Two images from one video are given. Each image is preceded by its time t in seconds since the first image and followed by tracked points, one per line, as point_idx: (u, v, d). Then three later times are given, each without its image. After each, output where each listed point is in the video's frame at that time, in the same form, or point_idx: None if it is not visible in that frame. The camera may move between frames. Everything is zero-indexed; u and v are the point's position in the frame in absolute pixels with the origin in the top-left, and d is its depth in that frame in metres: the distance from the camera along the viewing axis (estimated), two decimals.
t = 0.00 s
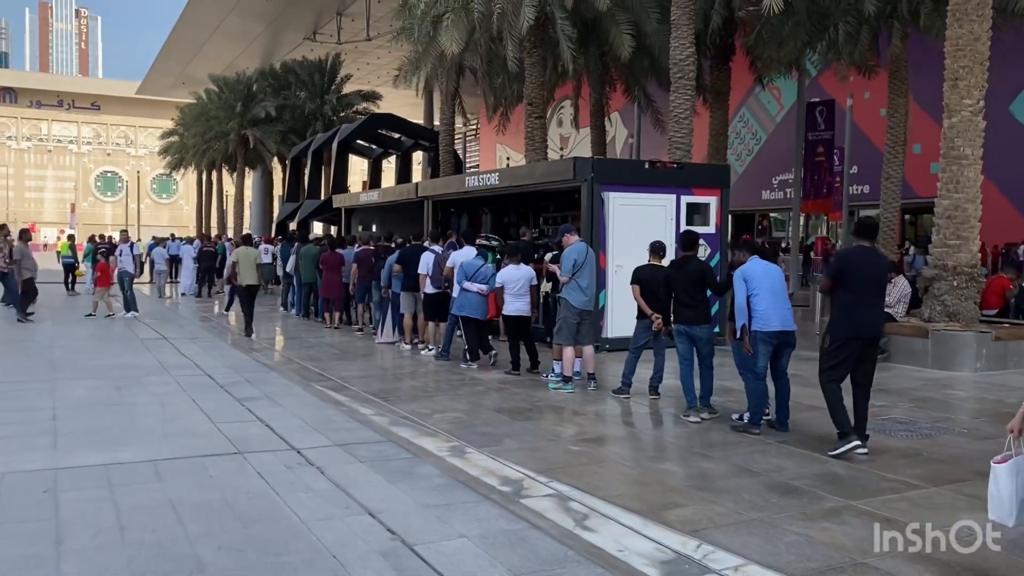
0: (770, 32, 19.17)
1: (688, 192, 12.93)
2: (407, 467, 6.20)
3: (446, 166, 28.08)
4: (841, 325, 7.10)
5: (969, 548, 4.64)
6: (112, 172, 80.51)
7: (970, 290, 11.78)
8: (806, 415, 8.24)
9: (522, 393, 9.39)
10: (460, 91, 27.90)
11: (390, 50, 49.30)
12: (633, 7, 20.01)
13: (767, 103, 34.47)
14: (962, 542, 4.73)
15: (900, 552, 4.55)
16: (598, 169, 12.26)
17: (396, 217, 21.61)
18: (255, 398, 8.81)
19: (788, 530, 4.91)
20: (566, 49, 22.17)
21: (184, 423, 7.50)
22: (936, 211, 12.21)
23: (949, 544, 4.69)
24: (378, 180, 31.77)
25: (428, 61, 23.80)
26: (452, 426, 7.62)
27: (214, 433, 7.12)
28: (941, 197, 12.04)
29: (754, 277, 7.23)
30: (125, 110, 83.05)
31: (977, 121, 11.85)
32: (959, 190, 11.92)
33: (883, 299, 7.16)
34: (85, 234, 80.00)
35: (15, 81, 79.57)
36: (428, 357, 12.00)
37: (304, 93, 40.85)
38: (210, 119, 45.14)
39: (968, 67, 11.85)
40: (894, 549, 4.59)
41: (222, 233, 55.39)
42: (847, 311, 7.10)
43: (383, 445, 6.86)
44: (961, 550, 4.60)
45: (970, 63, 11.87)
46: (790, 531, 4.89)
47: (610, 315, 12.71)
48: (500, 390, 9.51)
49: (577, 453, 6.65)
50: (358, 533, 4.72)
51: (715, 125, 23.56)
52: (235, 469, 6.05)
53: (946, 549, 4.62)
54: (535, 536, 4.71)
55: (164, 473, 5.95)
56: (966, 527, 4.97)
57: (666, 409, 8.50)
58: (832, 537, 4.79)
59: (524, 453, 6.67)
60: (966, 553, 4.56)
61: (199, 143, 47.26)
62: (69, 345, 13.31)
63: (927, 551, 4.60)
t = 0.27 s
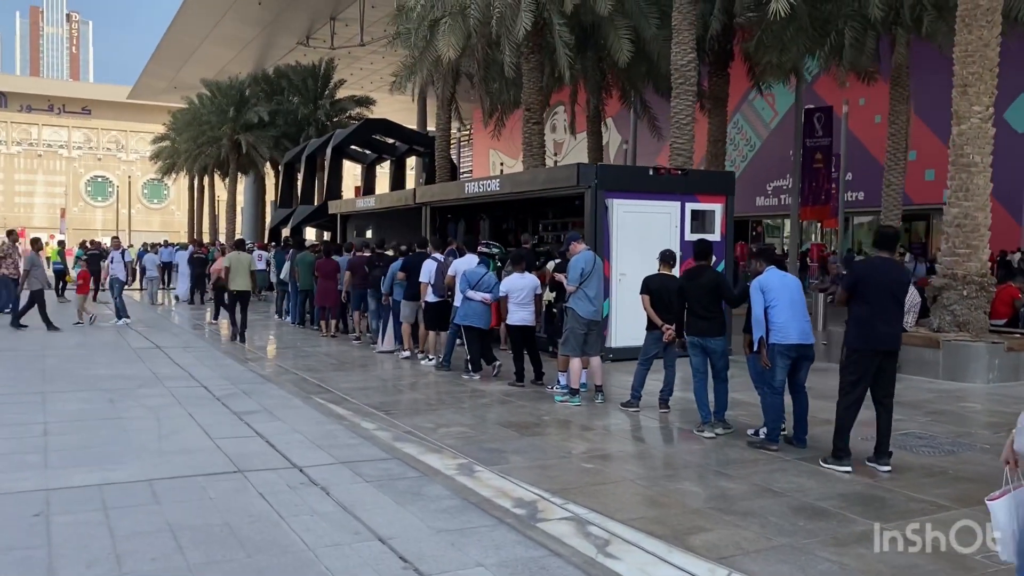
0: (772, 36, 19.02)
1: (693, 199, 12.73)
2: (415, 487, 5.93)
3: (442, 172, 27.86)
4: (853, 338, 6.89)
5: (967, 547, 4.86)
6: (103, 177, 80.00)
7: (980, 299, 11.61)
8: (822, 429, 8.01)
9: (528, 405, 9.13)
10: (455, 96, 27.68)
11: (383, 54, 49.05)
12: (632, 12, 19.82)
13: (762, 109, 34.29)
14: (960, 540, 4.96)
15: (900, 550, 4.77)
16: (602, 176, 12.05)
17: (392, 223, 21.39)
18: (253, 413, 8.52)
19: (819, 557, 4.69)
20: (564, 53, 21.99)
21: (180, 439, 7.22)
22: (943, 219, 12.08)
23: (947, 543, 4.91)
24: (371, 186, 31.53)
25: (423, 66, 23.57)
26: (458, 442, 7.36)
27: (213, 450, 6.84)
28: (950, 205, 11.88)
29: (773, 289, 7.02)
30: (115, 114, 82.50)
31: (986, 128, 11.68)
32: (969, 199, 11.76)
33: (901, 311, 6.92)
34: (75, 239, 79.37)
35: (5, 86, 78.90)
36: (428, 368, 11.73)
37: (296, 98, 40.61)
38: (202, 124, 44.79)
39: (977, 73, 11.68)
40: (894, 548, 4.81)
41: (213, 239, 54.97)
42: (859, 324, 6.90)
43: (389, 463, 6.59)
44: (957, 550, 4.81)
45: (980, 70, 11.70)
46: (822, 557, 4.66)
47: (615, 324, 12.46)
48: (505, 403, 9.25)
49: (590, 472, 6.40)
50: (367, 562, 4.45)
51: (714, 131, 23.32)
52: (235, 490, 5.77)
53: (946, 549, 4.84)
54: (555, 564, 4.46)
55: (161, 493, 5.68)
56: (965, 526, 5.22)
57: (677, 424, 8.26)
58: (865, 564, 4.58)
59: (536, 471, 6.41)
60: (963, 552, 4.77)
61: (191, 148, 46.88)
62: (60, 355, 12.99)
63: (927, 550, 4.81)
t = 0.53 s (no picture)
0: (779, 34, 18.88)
1: (702, 200, 12.51)
2: (433, 498, 5.66)
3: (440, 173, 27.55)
4: (875, 344, 6.57)
5: (970, 547, 4.85)
6: (94, 179, 79.49)
7: (997, 302, 11.45)
8: (846, 436, 7.73)
9: (541, 412, 8.85)
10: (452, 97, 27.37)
11: (377, 56, 48.81)
12: (635, 12, 19.61)
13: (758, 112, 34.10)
14: (967, 541, 4.95)
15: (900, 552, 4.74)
16: (611, 176, 11.80)
17: (391, 224, 21.12)
18: (259, 420, 8.20)
19: (866, 573, 4.42)
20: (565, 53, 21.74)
21: (184, 447, 6.92)
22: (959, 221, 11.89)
23: (953, 547, 4.87)
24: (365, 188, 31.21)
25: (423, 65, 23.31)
26: (473, 450, 7.08)
27: (219, 459, 6.55)
28: (967, 207, 11.69)
29: (797, 292, 6.81)
30: (106, 116, 81.98)
31: (1003, 128, 11.49)
32: (985, 200, 11.57)
33: (928, 316, 6.51)
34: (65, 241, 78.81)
35: None
36: (434, 373, 11.43)
37: (290, 100, 40.20)
38: (195, 126, 44.38)
39: (993, 73, 11.50)
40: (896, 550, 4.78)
41: (205, 241, 54.53)
42: (881, 330, 6.56)
43: (403, 473, 6.32)
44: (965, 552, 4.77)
45: (996, 69, 11.51)
46: (872, 574, 4.39)
47: (625, 328, 12.23)
48: (516, 409, 8.96)
49: (615, 482, 6.13)
50: None
51: (716, 132, 23.04)
52: (245, 502, 5.49)
53: (946, 549, 4.82)
54: None
55: (168, 505, 5.39)
56: (967, 526, 5.22)
57: (695, 432, 7.99)
58: None
59: (557, 481, 6.12)
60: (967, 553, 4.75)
61: (183, 150, 46.47)
62: (54, 358, 12.66)
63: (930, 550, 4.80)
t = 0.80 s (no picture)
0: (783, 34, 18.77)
1: (713, 201, 12.36)
2: (453, 508, 5.47)
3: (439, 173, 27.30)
4: (900, 350, 6.36)
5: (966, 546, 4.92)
6: (88, 178, 79.16)
7: (1010, 305, 11.29)
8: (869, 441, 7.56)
9: (553, 416, 8.66)
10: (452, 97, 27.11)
11: (374, 56, 48.61)
12: (639, 11, 19.43)
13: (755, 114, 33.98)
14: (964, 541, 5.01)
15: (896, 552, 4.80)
16: (621, 177, 11.60)
17: (393, 224, 20.92)
18: (267, 425, 7.97)
19: None
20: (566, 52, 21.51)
21: (191, 455, 6.72)
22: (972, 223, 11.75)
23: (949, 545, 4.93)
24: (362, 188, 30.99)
25: (424, 65, 23.10)
26: (489, 457, 6.88)
27: (228, 466, 6.36)
28: (981, 208, 11.54)
29: (824, 296, 6.65)
30: (101, 114, 81.54)
31: (1017, 129, 11.35)
32: (999, 201, 11.43)
33: (953, 320, 6.31)
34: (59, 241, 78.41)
35: None
36: (441, 375, 11.23)
37: (287, 100, 39.75)
38: (191, 125, 44.05)
39: (1008, 73, 11.35)
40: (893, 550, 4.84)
41: (201, 240, 54.22)
42: (905, 335, 6.35)
43: (419, 481, 6.12)
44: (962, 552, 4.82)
45: (1011, 69, 11.36)
46: None
47: (635, 330, 12.03)
48: (529, 414, 8.75)
49: (639, 492, 5.94)
50: None
51: (718, 132, 22.88)
52: (259, 513, 5.29)
53: (945, 549, 4.88)
54: None
55: (179, 517, 5.19)
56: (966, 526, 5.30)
57: (715, 438, 7.80)
58: None
59: (580, 490, 5.93)
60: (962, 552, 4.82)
61: (180, 149, 46.16)
62: (53, 361, 12.43)
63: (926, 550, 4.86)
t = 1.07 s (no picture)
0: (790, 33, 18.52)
1: (724, 202, 12.11)
2: (472, 521, 5.23)
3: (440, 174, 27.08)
4: (928, 356, 5.97)
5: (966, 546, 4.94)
6: (83, 179, 78.81)
7: None
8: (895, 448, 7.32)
9: (566, 422, 8.41)
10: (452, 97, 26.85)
11: (372, 57, 48.36)
12: (643, 10, 19.24)
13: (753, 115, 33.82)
14: (963, 542, 5.03)
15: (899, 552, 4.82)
16: (631, 177, 11.36)
17: (396, 225, 20.72)
18: (273, 431, 7.70)
19: None
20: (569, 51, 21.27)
21: (196, 463, 6.47)
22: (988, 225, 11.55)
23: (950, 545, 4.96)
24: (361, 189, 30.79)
25: (425, 64, 22.88)
26: (504, 465, 6.63)
27: (235, 475, 6.12)
28: (997, 209, 11.34)
29: (853, 299, 6.42)
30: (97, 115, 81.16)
31: None
32: (1016, 203, 11.22)
33: (985, 325, 5.84)
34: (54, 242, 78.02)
35: None
36: (448, 379, 10.97)
37: (284, 100, 39.69)
38: (188, 125, 43.80)
39: None
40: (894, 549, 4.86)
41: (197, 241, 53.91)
42: (933, 341, 5.96)
43: (435, 491, 5.87)
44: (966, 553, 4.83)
45: None
46: None
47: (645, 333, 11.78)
48: (541, 419, 8.50)
49: (663, 502, 5.71)
50: None
51: (722, 132, 22.70)
52: (269, 526, 5.04)
53: (945, 548, 4.92)
54: None
55: (186, 530, 4.94)
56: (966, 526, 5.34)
57: (736, 444, 7.56)
58: None
59: (603, 500, 5.70)
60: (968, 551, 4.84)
61: (176, 149, 45.82)
62: (49, 363, 12.18)
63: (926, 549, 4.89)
